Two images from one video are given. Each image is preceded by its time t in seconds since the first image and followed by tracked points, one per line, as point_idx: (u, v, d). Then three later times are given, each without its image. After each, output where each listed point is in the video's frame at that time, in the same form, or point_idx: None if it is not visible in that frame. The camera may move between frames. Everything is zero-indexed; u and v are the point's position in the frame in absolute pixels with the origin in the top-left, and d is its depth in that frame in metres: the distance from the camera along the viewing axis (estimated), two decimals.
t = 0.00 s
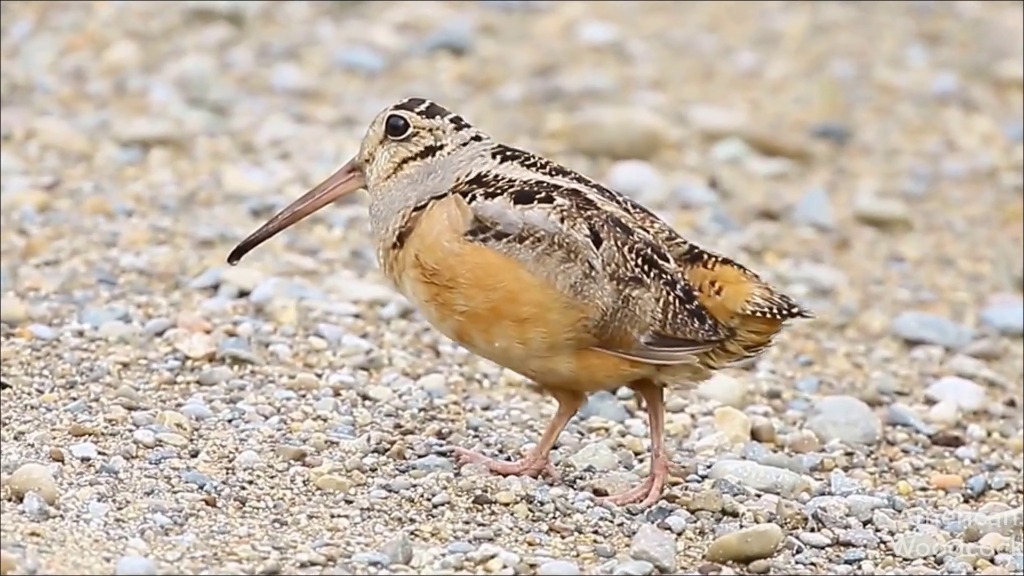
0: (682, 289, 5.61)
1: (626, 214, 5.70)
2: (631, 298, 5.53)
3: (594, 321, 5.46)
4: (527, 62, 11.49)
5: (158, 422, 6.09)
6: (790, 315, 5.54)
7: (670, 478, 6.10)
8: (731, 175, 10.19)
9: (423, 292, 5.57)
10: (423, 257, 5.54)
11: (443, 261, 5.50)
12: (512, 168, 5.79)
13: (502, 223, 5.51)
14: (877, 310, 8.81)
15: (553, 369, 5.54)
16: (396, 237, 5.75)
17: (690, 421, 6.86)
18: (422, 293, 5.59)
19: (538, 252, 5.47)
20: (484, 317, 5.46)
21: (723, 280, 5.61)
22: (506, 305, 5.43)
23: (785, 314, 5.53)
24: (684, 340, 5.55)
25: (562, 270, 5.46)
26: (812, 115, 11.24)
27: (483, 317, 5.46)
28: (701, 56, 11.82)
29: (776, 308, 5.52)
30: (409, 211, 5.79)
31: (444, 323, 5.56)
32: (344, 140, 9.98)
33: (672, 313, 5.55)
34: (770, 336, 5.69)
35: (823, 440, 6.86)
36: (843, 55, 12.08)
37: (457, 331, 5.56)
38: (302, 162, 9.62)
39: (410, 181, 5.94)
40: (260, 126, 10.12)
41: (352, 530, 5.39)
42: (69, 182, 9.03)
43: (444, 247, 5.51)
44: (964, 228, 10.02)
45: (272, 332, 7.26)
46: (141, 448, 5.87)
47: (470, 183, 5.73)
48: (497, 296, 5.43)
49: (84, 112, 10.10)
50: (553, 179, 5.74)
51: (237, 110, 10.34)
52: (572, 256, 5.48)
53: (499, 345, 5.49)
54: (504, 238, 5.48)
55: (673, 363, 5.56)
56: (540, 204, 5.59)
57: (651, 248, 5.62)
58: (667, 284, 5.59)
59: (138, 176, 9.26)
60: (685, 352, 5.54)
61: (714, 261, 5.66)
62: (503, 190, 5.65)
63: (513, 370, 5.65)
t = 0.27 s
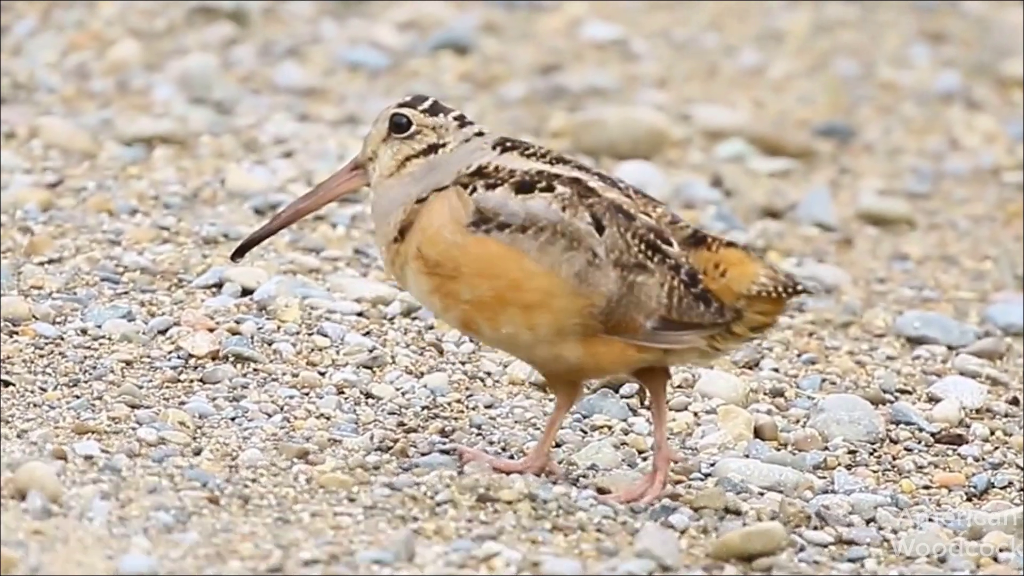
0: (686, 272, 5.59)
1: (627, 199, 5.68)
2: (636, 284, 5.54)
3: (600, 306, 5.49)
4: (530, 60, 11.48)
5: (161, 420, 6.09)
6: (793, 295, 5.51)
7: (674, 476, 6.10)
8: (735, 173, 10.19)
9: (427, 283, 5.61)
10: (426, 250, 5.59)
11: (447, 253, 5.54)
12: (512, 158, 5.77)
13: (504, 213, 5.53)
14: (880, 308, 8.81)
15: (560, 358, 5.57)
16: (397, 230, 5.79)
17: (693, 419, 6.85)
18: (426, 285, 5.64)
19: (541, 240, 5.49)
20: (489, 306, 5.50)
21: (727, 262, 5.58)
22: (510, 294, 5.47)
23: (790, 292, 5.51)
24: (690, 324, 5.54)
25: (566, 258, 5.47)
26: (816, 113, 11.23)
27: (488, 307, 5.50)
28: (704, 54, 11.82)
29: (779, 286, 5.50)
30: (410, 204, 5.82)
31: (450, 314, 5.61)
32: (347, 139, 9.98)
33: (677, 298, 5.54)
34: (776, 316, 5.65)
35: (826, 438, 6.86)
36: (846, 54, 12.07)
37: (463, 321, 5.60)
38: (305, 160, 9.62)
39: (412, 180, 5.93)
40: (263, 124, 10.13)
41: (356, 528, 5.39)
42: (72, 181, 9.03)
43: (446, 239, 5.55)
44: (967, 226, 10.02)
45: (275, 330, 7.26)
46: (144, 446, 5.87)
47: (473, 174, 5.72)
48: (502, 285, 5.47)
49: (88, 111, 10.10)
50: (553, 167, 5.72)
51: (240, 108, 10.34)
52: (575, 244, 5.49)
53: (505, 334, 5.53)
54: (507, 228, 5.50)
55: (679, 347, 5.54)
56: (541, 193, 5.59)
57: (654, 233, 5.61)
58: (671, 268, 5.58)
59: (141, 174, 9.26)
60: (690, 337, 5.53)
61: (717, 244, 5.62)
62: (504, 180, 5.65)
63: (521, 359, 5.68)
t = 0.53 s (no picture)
0: (693, 277, 5.63)
1: (635, 203, 5.70)
2: (643, 287, 5.55)
3: (606, 311, 5.47)
4: (535, 58, 11.48)
5: (165, 418, 6.10)
6: (801, 303, 5.56)
7: (677, 474, 6.10)
8: (739, 172, 10.18)
9: (433, 284, 5.57)
10: (434, 250, 5.55)
11: (454, 254, 5.50)
12: (520, 159, 5.79)
13: (512, 215, 5.51)
14: (884, 306, 8.80)
15: (565, 361, 5.55)
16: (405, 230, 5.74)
17: (697, 417, 6.84)
18: (433, 285, 5.60)
19: (550, 243, 5.46)
20: (495, 309, 5.47)
21: (735, 268, 5.63)
22: (518, 297, 5.44)
23: (797, 301, 5.56)
24: (696, 329, 5.56)
25: (574, 261, 5.46)
26: (820, 111, 11.23)
27: (495, 309, 5.47)
28: (709, 53, 11.81)
29: (788, 294, 5.55)
30: (417, 204, 5.80)
31: (455, 315, 5.57)
32: (350, 137, 9.98)
33: (684, 302, 5.57)
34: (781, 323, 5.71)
35: (829, 436, 6.85)
36: (850, 52, 12.06)
37: (469, 323, 5.57)
38: (309, 158, 9.63)
39: (416, 178, 5.96)
40: (266, 123, 10.13)
41: (359, 526, 5.39)
42: (76, 179, 9.04)
43: (454, 239, 5.51)
44: (971, 224, 10.01)
45: (279, 328, 7.26)
46: (148, 444, 5.88)
47: (481, 174, 5.72)
48: (509, 288, 5.44)
49: (91, 109, 10.11)
50: (561, 168, 5.75)
51: (244, 106, 10.34)
52: (583, 247, 5.48)
53: (511, 337, 5.50)
54: (515, 230, 5.47)
55: (684, 351, 5.56)
56: (550, 194, 5.59)
57: (662, 237, 5.63)
58: (678, 272, 5.60)
59: (145, 172, 9.26)
60: (696, 341, 5.55)
61: (725, 249, 5.67)
62: (513, 181, 5.65)
63: (525, 361, 5.66)
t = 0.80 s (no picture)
0: (668, 278, 5.63)
1: (608, 203, 5.72)
2: (618, 287, 5.58)
3: (580, 310, 5.53)
4: (540, 57, 11.48)
5: (170, 416, 6.10)
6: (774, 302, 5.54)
7: (682, 473, 6.09)
8: (744, 170, 10.18)
9: (406, 283, 5.63)
10: (407, 249, 5.61)
11: (428, 253, 5.56)
12: (497, 159, 5.83)
13: (486, 214, 5.57)
14: (889, 305, 8.80)
15: (539, 359, 5.62)
16: (377, 224, 5.80)
17: (702, 415, 6.84)
18: (406, 284, 5.65)
19: (524, 242, 5.53)
20: (469, 308, 5.53)
21: (709, 269, 5.62)
22: (491, 296, 5.50)
23: (771, 300, 5.55)
24: (670, 330, 5.60)
25: (548, 260, 5.52)
26: (825, 109, 11.23)
27: (468, 308, 5.53)
28: (714, 50, 11.81)
29: (761, 293, 5.53)
30: (395, 198, 5.83)
31: (428, 313, 5.63)
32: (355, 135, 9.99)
33: (658, 303, 5.59)
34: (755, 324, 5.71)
35: (834, 434, 6.85)
36: (855, 50, 12.06)
37: (441, 321, 5.63)
38: (315, 156, 9.63)
39: (400, 174, 5.92)
40: (272, 121, 10.13)
41: (364, 524, 5.40)
42: (81, 176, 9.05)
43: (428, 238, 5.57)
44: (976, 222, 10.01)
45: (284, 326, 7.26)
46: (153, 442, 5.88)
47: (455, 174, 5.77)
48: (483, 287, 5.51)
49: (97, 106, 10.11)
50: (535, 168, 5.78)
51: (249, 104, 10.34)
52: (558, 247, 5.54)
53: (484, 335, 5.56)
54: (489, 229, 5.54)
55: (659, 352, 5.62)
56: (524, 194, 5.65)
57: (636, 237, 5.65)
58: (653, 273, 5.62)
59: (150, 169, 9.27)
60: (670, 341, 5.61)
61: (699, 250, 5.67)
62: (487, 181, 5.70)
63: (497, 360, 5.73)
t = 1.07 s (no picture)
0: (659, 275, 5.70)
1: (599, 201, 5.77)
2: (610, 284, 5.60)
3: (573, 307, 5.53)
4: (545, 55, 11.48)
5: (175, 414, 6.10)
6: (765, 298, 5.67)
7: (686, 471, 6.09)
8: (749, 168, 10.18)
9: (396, 281, 5.58)
10: (397, 246, 5.56)
11: (419, 250, 5.52)
12: (486, 158, 5.82)
13: (478, 211, 5.55)
14: (894, 303, 8.80)
15: (530, 358, 5.59)
16: (366, 222, 5.73)
17: (707, 413, 6.84)
18: (395, 282, 5.60)
19: (516, 239, 5.51)
20: (460, 306, 5.49)
21: (699, 265, 5.73)
22: (484, 294, 5.47)
23: (762, 295, 5.66)
24: (662, 327, 5.65)
25: (540, 258, 5.51)
26: (830, 107, 11.22)
27: (460, 307, 5.49)
28: (719, 49, 11.80)
29: (752, 289, 5.65)
30: (386, 195, 5.76)
31: (417, 312, 5.58)
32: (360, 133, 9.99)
33: (650, 300, 5.64)
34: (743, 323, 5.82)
35: (839, 432, 6.85)
36: (860, 48, 12.05)
37: (431, 320, 5.58)
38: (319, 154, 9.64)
39: (389, 170, 5.85)
40: (277, 119, 10.14)
41: (369, 522, 5.40)
42: (86, 174, 9.05)
43: (420, 235, 5.53)
44: (980, 220, 10.01)
45: (289, 324, 7.27)
46: (158, 440, 5.88)
47: (446, 172, 5.74)
48: (475, 285, 5.47)
49: (102, 104, 10.12)
50: (525, 167, 5.79)
51: (254, 102, 10.35)
52: (550, 243, 5.53)
53: (475, 334, 5.52)
54: (481, 226, 5.52)
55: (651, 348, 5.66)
56: (516, 191, 5.64)
57: (627, 236, 5.70)
58: (644, 270, 5.67)
59: (155, 167, 9.27)
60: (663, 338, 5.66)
61: (688, 248, 5.76)
62: (478, 178, 5.68)
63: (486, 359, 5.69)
